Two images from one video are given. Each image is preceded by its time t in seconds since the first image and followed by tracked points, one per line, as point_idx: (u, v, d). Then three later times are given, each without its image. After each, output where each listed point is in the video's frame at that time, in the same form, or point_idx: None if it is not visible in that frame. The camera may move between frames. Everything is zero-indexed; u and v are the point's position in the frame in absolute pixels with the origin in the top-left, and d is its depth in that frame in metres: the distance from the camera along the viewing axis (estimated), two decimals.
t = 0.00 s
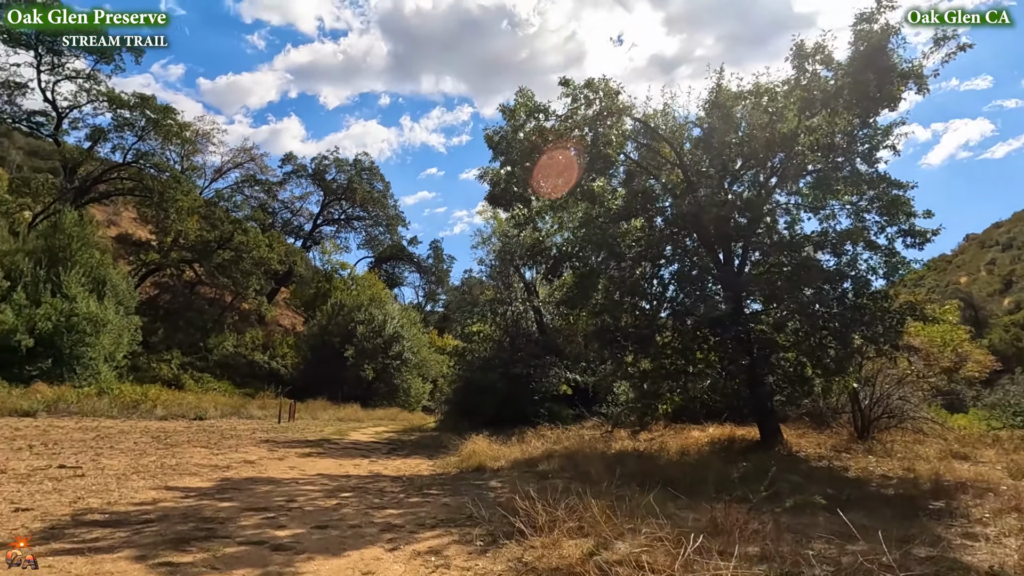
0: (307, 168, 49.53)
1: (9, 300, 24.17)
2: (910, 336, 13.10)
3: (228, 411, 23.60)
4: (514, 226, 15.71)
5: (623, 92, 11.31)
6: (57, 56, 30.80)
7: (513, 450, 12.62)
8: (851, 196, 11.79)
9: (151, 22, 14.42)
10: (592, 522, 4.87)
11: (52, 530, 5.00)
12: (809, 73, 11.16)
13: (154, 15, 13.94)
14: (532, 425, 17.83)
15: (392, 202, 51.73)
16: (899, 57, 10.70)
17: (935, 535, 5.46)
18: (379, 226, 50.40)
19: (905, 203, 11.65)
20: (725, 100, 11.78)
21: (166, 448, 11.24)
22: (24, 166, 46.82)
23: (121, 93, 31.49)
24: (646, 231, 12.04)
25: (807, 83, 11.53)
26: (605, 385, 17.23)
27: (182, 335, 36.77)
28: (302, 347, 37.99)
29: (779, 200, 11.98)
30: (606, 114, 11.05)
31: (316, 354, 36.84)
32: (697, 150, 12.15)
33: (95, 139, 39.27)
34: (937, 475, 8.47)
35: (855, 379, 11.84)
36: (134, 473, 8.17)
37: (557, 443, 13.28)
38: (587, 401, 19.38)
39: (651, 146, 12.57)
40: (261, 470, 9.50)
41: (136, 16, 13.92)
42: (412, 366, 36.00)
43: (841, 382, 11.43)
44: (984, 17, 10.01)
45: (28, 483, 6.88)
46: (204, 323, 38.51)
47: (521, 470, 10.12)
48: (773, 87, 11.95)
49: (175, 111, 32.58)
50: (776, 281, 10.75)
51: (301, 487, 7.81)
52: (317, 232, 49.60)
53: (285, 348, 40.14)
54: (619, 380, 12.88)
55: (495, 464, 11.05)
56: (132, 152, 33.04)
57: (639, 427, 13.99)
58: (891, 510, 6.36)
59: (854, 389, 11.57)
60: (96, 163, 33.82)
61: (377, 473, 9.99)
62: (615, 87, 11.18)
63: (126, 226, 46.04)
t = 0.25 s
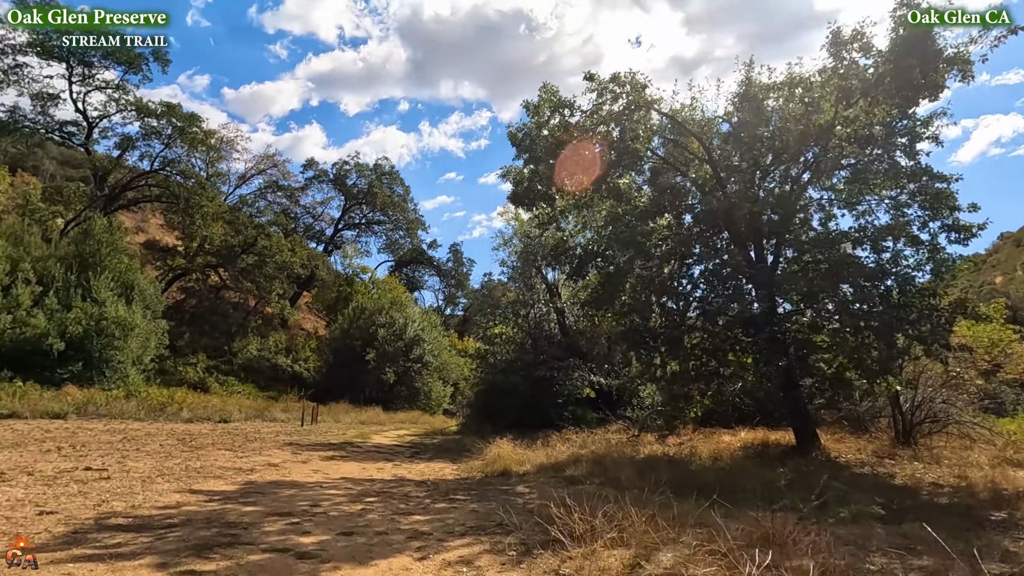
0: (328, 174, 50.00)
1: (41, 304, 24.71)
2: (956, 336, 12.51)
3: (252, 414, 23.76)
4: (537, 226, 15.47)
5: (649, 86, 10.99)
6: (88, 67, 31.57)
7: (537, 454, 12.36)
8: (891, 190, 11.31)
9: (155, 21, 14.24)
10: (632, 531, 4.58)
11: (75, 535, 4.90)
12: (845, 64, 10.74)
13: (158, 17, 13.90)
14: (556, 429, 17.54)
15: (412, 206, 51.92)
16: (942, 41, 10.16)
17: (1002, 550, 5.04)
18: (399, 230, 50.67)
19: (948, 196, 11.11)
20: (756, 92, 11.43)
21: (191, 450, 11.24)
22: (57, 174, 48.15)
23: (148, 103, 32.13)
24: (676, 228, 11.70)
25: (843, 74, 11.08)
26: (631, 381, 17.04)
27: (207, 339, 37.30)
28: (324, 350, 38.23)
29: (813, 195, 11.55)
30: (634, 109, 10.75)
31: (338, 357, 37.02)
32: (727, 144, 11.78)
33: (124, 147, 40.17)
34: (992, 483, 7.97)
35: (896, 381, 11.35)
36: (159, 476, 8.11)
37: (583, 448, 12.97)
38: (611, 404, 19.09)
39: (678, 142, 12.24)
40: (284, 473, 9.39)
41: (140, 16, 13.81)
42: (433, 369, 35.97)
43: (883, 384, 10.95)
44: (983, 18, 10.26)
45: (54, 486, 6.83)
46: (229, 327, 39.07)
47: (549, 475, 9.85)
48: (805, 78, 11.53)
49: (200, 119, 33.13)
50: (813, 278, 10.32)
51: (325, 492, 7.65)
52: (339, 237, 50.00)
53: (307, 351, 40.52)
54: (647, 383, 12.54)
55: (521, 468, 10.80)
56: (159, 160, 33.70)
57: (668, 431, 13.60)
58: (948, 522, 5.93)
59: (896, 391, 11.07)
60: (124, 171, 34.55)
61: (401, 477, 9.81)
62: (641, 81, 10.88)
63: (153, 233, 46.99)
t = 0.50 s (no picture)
0: (349, 176, 50.30)
1: (71, 307, 25.20)
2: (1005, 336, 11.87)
3: (276, 415, 23.90)
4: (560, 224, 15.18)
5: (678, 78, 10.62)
6: (117, 75, 32.20)
7: (563, 458, 12.09)
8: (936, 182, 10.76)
9: (154, 20, 13.98)
10: (676, 545, 4.28)
11: (98, 542, 4.77)
12: (885, 51, 10.24)
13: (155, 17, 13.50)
14: (581, 431, 17.23)
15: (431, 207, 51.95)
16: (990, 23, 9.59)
17: None
18: (419, 231, 50.70)
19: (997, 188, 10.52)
20: (789, 83, 10.98)
21: (216, 453, 11.22)
22: (87, 180, 49.32)
23: (173, 108, 32.63)
24: (706, 225, 11.31)
25: (883, 61, 10.57)
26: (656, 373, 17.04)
27: (232, 340, 37.76)
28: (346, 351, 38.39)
29: (851, 189, 11.07)
30: (663, 102, 10.40)
31: (359, 358, 37.17)
32: (759, 137, 11.34)
33: (151, 152, 40.94)
34: None
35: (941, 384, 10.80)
36: (184, 480, 8.02)
37: (610, 451, 12.65)
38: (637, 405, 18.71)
39: (708, 135, 11.84)
40: (308, 476, 9.26)
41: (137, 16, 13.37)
42: (454, 370, 35.87)
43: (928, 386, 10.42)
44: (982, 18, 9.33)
45: (79, 489, 6.76)
46: (253, 329, 39.48)
47: (577, 480, 9.55)
48: (842, 66, 11.04)
49: (224, 123, 33.53)
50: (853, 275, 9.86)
51: (349, 497, 7.48)
52: (359, 238, 50.27)
53: (329, 352, 40.73)
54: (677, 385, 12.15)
55: (547, 473, 10.53)
56: (184, 164, 34.20)
57: (697, 434, 13.20)
58: (1015, 538, 5.48)
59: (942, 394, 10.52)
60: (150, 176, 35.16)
61: (426, 481, 9.62)
62: (670, 73, 10.51)
63: (179, 236, 47.81)
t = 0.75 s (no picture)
0: (369, 180, 50.60)
1: (99, 310, 25.63)
2: None
3: (298, 417, 23.98)
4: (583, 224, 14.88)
5: (708, 70, 10.26)
6: (144, 84, 32.83)
7: (589, 463, 11.77)
8: (981, 176, 10.22)
9: (153, 18, 13.02)
10: (722, 562, 3.97)
11: (116, 550, 4.63)
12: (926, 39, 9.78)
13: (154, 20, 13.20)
14: (605, 435, 16.87)
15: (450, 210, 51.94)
16: None
17: None
18: (439, 234, 50.73)
19: None
20: (824, 74, 10.55)
21: (238, 456, 11.16)
22: (116, 187, 50.43)
23: (198, 115, 33.14)
24: (737, 222, 10.90)
25: (924, 49, 10.08)
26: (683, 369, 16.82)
27: (255, 344, 38.10)
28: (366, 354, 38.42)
29: (890, 184, 10.58)
30: (692, 94, 10.05)
31: (379, 358, 36.73)
32: (791, 130, 10.91)
33: (176, 159, 41.69)
34: None
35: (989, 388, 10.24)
36: (205, 484, 7.91)
37: (636, 456, 12.30)
38: (662, 409, 18.29)
39: (738, 130, 11.45)
40: (330, 481, 9.10)
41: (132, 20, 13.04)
42: (474, 373, 35.69)
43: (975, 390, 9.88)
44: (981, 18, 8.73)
45: (100, 493, 6.68)
46: (275, 332, 39.83)
47: (604, 488, 9.23)
48: (880, 56, 10.57)
49: (247, 129, 33.93)
50: (895, 273, 9.38)
51: (372, 503, 7.30)
52: (379, 242, 50.49)
53: (350, 355, 40.87)
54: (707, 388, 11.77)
55: (573, 479, 10.23)
56: (209, 170, 34.71)
57: (727, 439, 12.77)
58: None
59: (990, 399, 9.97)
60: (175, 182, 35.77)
61: (450, 487, 9.40)
62: (699, 65, 10.16)
63: (204, 241, 48.59)
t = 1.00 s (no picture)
0: (392, 184, 50.86)
1: (131, 314, 26.11)
2: None
3: (323, 420, 24.01)
4: (609, 223, 14.49)
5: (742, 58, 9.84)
6: (174, 93, 33.49)
7: (618, 467, 11.39)
8: None
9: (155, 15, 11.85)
10: None
11: (133, 556, 4.47)
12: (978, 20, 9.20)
13: (162, 20, 11.45)
14: (633, 439, 16.43)
15: (473, 213, 51.89)
16: None
17: None
18: (461, 237, 50.67)
19: None
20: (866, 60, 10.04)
21: (262, 458, 11.06)
22: (148, 194, 51.60)
23: (226, 122, 33.67)
24: (774, 217, 10.42)
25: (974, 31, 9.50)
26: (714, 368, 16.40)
27: (281, 347, 38.43)
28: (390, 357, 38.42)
29: (938, 174, 9.98)
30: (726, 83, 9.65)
31: (403, 362, 36.78)
32: (830, 120, 10.39)
33: (205, 166, 42.47)
34: None
35: None
36: (229, 487, 7.79)
37: (667, 461, 11.87)
38: (692, 412, 17.76)
39: (774, 120, 10.97)
40: (354, 485, 8.91)
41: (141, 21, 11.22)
42: (497, 376, 35.50)
43: None
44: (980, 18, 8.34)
45: (123, 496, 6.58)
46: (301, 335, 40.20)
47: (636, 495, 8.83)
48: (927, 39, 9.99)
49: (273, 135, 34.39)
50: (947, 269, 8.80)
51: (397, 508, 7.07)
52: (403, 245, 50.68)
53: (374, 358, 41.02)
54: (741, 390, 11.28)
55: (603, 484, 9.87)
56: (236, 176, 35.24)
57: (762, 444, 12.25)
58: None
59: None
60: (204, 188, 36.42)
61: (475, 492, 9.12)
62: (733, 53, 9.76)
63: (232, 246, 49.39)
